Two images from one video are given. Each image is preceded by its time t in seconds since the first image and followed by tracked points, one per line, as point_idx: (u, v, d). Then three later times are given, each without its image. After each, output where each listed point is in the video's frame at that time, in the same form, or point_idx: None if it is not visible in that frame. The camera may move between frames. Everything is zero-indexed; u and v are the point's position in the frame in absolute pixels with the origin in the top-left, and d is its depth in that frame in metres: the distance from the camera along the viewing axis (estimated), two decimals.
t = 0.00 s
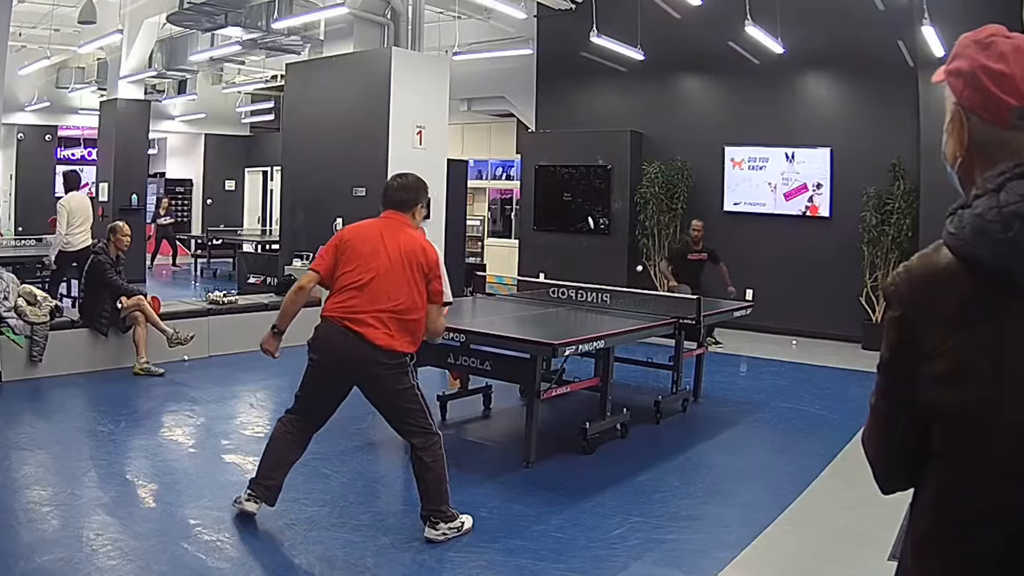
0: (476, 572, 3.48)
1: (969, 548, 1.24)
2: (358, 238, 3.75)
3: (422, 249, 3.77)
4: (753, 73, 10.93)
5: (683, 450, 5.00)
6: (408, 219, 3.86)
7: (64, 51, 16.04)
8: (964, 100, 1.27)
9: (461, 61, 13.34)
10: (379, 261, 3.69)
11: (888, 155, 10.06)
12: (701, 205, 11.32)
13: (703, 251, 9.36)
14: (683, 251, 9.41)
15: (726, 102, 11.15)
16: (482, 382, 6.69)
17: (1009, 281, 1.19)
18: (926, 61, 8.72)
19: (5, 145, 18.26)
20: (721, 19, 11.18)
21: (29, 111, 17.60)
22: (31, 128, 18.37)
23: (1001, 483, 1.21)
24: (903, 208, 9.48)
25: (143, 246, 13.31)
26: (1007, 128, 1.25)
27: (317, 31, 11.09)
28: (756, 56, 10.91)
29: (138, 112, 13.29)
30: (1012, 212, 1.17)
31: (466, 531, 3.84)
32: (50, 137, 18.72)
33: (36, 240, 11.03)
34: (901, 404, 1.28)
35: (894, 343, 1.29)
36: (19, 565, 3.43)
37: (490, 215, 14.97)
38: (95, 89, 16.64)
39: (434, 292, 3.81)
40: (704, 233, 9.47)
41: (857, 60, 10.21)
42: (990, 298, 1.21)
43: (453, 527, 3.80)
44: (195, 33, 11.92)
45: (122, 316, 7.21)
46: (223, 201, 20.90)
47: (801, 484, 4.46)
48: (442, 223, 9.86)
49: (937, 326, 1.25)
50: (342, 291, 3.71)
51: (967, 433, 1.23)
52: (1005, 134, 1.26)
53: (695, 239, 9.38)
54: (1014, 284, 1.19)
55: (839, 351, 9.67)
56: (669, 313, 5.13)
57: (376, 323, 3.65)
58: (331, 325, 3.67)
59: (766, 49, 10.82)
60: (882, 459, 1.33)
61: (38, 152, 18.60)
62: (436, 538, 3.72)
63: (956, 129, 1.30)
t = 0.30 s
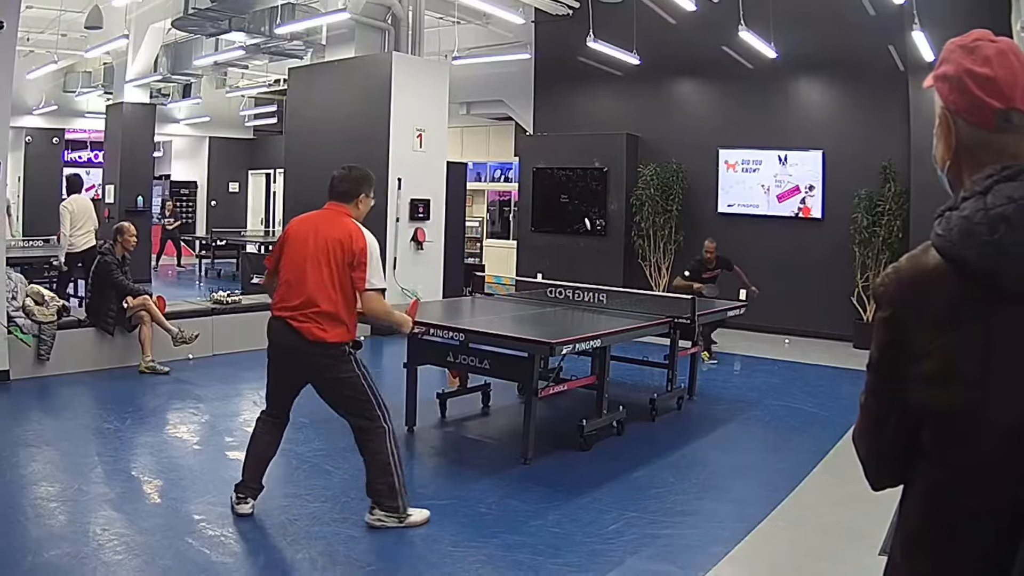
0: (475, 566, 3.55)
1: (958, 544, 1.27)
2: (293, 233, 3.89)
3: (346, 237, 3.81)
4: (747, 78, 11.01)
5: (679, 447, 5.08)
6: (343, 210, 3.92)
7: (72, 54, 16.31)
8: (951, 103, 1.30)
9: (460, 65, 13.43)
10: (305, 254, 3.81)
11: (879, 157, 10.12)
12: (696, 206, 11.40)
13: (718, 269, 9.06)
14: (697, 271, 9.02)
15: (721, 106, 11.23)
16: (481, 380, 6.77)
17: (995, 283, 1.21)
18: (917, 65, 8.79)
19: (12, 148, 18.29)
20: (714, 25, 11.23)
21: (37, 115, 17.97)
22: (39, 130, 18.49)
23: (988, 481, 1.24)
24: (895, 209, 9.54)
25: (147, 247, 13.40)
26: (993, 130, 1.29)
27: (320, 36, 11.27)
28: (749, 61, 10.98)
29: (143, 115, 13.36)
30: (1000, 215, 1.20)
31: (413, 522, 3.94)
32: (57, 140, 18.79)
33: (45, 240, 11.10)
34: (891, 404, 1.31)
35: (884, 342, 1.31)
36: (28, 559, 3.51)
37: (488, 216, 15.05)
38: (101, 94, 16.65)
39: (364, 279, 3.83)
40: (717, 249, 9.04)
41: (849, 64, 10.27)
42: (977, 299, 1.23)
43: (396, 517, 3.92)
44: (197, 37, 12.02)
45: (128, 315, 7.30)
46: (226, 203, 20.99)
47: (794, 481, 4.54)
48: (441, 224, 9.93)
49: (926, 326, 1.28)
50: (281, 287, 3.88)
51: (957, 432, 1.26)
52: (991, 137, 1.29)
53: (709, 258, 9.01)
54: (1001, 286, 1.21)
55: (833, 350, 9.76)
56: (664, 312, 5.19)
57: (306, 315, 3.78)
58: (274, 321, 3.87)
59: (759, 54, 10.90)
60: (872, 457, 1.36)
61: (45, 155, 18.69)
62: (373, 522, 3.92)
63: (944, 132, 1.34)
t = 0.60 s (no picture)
0: (473, 560, 3.63)
1: (950, 539, 1.29)
2: (296, 224, 4.04)
3: (346, 227, 3.94)
4: (740, 82, 11.09)
5: (674, 444, 5.16)
6: (345, 203, 4.07)
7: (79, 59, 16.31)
8: (939, 107, 1.35)
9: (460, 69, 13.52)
10: (305, 243, 3.94)
11: (871, 160, 10.19)
12: (690, 208, 11.48)
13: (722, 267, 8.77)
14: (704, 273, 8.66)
15: (716, 109, 11.31)
16: (479, 378, 6.86)
17: (983, 283, 1.24)
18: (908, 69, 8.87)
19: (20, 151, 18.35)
20: (708, 30, 11.32)
21: (44, 118, 17.87)
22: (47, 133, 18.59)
23: (979, 477, 1.26)
24: (886, 211, 9.62)
25: (153, 248, 13.48)
26: (981, 133, 1.33)
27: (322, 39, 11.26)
28: (742, 65, 11.06)
29: (149, 118, 13.47)
30: (987, 218, 1.23)
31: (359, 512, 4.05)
32: (65, 143, 18.80)
33: (52, 241, 11.18)
34: (883, 401, 1.34)
35: (876, 341, 1.35)
36: (36, 554, 3.59)
37: (486, 218, 15.10)
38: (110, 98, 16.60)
39: (364, 268, 3.96)
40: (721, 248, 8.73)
41: (841, 68, 10.34)
42: (968, 298, 1.26)
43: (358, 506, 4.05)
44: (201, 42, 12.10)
45: (134, 314, 7.38)
46: (230, 204, 21.05)
47: (787, 477, 4.62)
48: (441, 225, 10.02)
49: (917, 326, 1.31)
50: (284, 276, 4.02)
51: (947, 429, 1.28)
52: (979, 139, 1.34)
53: (712, 258, 8.68)
54: (991, 287, 1.24)
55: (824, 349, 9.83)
56: (659, 312, 5.25)
57: (304, 301, 3.92)
58: (274, 307, 4.01)
59: (751, 58, 10.98)
60: (865, 453, 1.39)
61: (53, 157, 18.63)
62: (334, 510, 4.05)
63: (933, 136, 1.39)
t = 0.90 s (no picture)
0: (473, 554, 3.71)
1: (940, 532, 1.33)
2: (313, 239, 4.18)
3: (366, 237, 4.12)
4: (735, 86, 11.17)
5: (670, 441, 5.24)
6: (356, 215, 4.23)
7: (85, 64, 16.34)
8: (935, 110, 1.37)
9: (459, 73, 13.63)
10: (328, 256, 4.10)
11: (862, 162, 10.26)
12: (685, 210, 11.57)
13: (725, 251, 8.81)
14: (704, 255, 8.76)
15: (709, 113, 11.39)
16: (478, 376, 6.95)
17: (971, 284, 1.27)
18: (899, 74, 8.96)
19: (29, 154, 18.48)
20: (702, 35, 11.43)
21: (52, 121, 18.17)
22: (55, 137, 18.72)
23: (968, 474, 1.30)
24: (876, 212, 9.70)
25: (158, 249, 13.60)
26: (976, 137, 1.36)
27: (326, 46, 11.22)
28: (736, 70, 11.15)
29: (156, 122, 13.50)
30: (976, 219, 1.26)
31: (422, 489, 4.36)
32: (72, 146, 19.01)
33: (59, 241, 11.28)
34: (873, 399, 1.38)
35: (866, 340, 1.39)
36: (44, 548, 3.67)
37: (486, 219, 15.16)
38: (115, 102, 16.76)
39: (386, 274, 4.15)
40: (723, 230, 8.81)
41: (833, 72, 10.42)
42: (956, 299, 1.30)
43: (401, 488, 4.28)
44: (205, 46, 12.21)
45: (140, 314, 7.47)
46: (234, 206, 21.16)
47: (780, 473, 4.70)
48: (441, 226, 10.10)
49: (907, 326, 1.35)
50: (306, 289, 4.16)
51: (938, 426, 1.32)
52: (972, 144, 1.37)
53: (715, 239, 8.75)
54: (979, 288, 1.27)
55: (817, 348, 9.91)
56: (655, 312, 5.31)
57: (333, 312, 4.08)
58: (300, 320, 4.15)
59: (745, 63, 11.07)
60: (855, 448, 1.43)
61: (62, 159, 18.84)
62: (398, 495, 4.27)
63: (926, 137, 1.40)
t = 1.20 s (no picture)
0: (472, 549, 3.80)
1: (930, 527, 1.35)
2: (337, 237, 4.26)
3: (387, 232, 4.18)
4: (730, 90, 11.24)
5: (664, 438, 5.33)
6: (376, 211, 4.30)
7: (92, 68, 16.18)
8: (927, 114, 1.42)
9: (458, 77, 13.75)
10: (352, 253, 4.17)
11: (853, 165, 10.33)
12: (680, 212, 11.65)
13: (729, 243, 8.93)
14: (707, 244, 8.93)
15: (704, 117, 11.47)
16: (477, 374, 7.05)
17: (958, 282, 1.30)
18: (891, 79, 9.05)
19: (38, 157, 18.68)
20: (696, 40, 11.51)
21: (60, 125, 17.81)
22: (62, 139, 18.87)
23: (956, 471, 1.32)
24: (866, 214, 9.76)
25: (164, 250, 13.72)
26: (969, 141, 1.40)
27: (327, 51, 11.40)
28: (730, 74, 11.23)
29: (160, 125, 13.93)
30: (963, 220, 1.28)
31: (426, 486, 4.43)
32: (80, 149, 19.26)
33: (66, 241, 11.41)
34: (864, 397, 1.41)
35: (855, 339, 1.42)
36: (52, 543, 3.76)
37: (485, 221, 15.32)
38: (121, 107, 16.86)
39: (407, 266, 4.18)
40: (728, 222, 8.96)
41: (824, 76, 10.50)
42: (944, 298, 1.33)
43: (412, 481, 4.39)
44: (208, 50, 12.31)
45: (146, 314, 7.56)
46: (238, 208, 21.26)
47: (772, 469, 4.78)
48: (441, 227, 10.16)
49: (895, 325, 1.37)
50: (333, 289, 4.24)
51: (929, 421, 1.34)
52: (965, 146, 1.41)
53: (720, 230, 8.90)
54: (967, 287, 1.30)
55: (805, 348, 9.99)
56: (650, 312, 5.39)
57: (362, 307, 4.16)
58: (329, 318, 4.23)
59: (739, 68, 11.15)
60: (847, 444, 1.46)
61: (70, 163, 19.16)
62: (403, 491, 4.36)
63: (917, 140, 1.45)
